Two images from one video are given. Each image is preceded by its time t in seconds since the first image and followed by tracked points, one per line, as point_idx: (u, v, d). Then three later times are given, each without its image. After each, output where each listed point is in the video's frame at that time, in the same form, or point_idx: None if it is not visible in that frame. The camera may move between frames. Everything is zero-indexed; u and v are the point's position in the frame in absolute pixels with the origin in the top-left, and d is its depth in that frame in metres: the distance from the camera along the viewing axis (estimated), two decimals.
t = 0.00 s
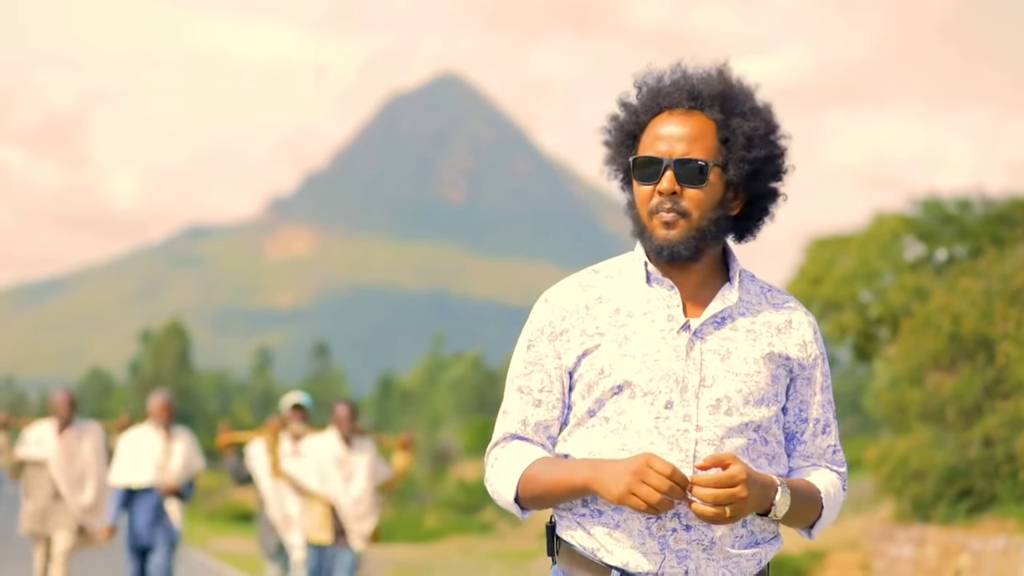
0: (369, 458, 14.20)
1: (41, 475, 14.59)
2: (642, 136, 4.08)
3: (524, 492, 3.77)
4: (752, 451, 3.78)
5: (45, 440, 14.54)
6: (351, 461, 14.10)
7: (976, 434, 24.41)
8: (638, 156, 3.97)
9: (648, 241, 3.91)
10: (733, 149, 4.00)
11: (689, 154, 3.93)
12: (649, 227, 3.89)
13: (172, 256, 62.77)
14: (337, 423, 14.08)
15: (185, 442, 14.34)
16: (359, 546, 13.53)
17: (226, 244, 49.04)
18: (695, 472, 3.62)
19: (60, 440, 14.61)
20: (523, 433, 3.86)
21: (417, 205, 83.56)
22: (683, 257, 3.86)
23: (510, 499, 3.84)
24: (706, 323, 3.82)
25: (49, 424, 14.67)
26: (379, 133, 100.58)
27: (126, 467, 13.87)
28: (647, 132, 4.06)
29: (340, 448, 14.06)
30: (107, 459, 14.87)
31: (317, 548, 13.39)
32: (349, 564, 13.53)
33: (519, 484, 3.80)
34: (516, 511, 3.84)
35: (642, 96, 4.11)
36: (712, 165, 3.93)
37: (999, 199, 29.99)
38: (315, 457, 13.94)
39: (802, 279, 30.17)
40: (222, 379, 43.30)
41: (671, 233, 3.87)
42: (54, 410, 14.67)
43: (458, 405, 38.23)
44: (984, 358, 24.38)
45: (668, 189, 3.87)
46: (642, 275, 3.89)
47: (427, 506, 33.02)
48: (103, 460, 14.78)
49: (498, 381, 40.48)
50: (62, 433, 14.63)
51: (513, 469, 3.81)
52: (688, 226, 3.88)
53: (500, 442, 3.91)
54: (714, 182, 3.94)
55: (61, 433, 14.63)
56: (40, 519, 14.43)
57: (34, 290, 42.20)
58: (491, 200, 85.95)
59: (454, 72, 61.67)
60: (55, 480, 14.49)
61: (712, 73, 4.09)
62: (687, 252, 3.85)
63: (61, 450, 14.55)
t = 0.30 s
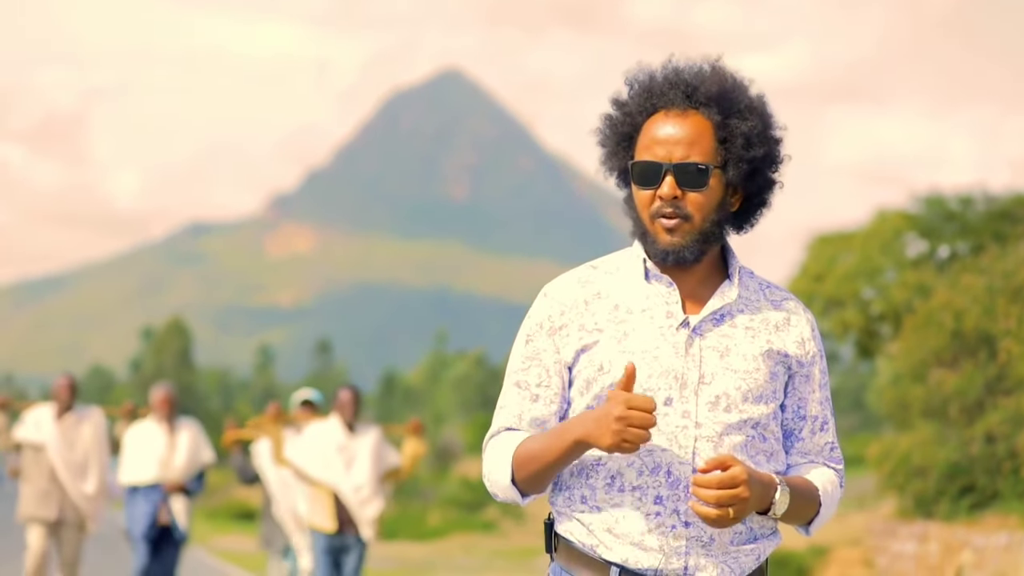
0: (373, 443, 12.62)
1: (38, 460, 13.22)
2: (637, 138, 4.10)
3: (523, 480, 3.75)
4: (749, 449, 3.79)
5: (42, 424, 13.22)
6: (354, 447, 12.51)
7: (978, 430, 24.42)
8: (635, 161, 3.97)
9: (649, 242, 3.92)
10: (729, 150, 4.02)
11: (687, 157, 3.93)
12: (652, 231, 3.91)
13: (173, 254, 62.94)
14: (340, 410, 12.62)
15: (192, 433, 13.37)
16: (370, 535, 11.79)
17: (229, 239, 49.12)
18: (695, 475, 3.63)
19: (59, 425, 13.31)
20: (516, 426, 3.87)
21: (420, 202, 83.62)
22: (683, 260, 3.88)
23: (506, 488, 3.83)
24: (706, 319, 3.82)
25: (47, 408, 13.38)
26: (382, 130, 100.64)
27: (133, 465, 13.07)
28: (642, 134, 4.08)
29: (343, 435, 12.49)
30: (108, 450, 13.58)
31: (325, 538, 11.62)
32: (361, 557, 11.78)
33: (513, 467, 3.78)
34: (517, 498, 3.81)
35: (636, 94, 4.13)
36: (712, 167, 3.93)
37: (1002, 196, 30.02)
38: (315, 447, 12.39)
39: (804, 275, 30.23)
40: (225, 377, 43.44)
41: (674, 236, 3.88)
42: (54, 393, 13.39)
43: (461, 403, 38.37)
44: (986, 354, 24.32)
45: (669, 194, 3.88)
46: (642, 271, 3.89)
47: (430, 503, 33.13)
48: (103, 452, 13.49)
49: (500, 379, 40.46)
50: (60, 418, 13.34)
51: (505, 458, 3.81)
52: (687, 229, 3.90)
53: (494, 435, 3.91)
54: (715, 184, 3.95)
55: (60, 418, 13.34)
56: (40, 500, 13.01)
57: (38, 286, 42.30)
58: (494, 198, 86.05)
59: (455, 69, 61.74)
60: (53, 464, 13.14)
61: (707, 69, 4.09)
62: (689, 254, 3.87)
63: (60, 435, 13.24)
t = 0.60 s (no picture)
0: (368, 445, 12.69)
1: (31, 468, 13.28)
2: (630, 137, 4.09)
3: (522, 475, 3.73)
4: (751, 446, 3.79)
5: (33, 432, 13.31)
6: (348, 452, 12.58)
7: (979, 429, 24.41)
8: (628, 162, 3.96)
9: (647, 243, 3.92)
10: (723, 144, 4.01)
11: (680, 155, 3.92)
12: (651, 233, 3.90)
13: (174, 252, 62.91)
14: (331, 415, 12.55)
15: (191, 429, 13.33)
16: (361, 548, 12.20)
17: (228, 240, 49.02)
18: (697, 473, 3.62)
19: (50, 430, 13.40)
20: (515, 424, 3.86)
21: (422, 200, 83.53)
22: (683, 263, 3.87)
23: (508, 481, 3.79)
24: (705, 318, 3.82)
25: (38, 414, 13.47)
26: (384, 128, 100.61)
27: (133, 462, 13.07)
28: (636, 132, 4.06)
29: (335, 442, 12.53)
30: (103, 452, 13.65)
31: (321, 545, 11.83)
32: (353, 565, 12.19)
33: (513, 462, 3.76)
34: (519, 494, 3.79)
35: (628, 91, 4.12)
36: (707, 165, 3.93)
37: (1003, 195, 29.98)
38: (307, 454, 12.50)
39: (805, 274, 30.18)
40: (224, 375, 43.37)
41: (673, 238, 3.87)
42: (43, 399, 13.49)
43: (462, 402, 38.32)
44: (987, 353, 24.25)
45: (666, 193, 3.86)
46: (641, 271, 3.88)
47: (430, 502, 33.07)
48: (97, 451, 13.59)
49: (502, 378, 40.30)
50: (51, 423, 13.43)
51: (505, 455, 3.79)
52: (685, 230, 3.89)
53: (493, 434, 3.89)
54: (711, 181, 3.94)
55: (52, 422, 13.42)
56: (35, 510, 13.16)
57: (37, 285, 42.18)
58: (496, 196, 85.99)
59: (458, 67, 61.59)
60: (46, 472, 13.22)
61: (697, 65, 4.09)
62: (689, 256, 3.86)
63: (52, 440, 13.31)
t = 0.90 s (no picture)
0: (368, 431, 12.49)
1: (26, 466, 13.38)
2: (628, 139, 4.16)
3: (523, 480, 3.80)
4: (750, 445, 3.86)
5: (29, 428, 13.34)
6: (348, 438, 12.37)
7: (980, 429, 24.46)
8: (626, 163, 4.03)
9: (646, 243, 3.99)
10: (720, 144, 4.08)
11: (678, 155, 4.00)
12: (650, 230, 3.96)
13: (176, 252, 63.17)
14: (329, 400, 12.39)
15: (192, 433, 13.34)
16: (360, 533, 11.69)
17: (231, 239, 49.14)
18: (696, 472, 3.70)
19: (47, 425, 13.42)
20: (515, 428, 3.93)
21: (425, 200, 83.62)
22: (681, 258, 3.94)
23: (508, 484, 3.86)
24: (703, 317, 3.89)
25: (36, 408, 13.50)
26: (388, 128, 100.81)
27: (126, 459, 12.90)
28: (633, 133, 4.13)
29: (334, 426, 12.33)
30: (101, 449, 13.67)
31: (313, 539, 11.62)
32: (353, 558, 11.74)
33: (513, 467, 3.83)
34: (520, 499, 3.86)
35: (625, 96, 4.19)
36: (704, 164, 4.00)
37: (1004, 196, 30.06)
38: (304, 437, 12.29)
39: (808, 275, 30.30)
40: (226, 376, 43.49)
41: (671, 236, 3.94)
42: (40, 392, 13.50)
43: (464, 403, 38.47)
44: (987, 354, 24.29)
45: (663, 193, 3.93)
46: (638, 272, 3.95)
47: (432, 502, 33.21)
48: (94, 449, 13.60)
49: (505, 377, 40.46)
50: (48, 418, 13.45)
51: (505, 458, 3.86)
52: (683, 228, 3.96)
53: (495, 437, 3.96)
54: (709, 181, 4.01)
55: (48, 418, 13.44)
56: (25, 510, 13.25)
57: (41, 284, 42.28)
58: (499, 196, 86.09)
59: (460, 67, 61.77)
60: (41, 470, 13.30)
61: (694, 67, 4.16)
62: (686, 253, 3.94)
63: (48, 436, 13.34)
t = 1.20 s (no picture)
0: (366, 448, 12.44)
1: (29, 470, 13.31)
2: (628, 139, 4.09)
3: (524, 487, 3.74)
4: (751, 446, 3.80)
5: (34, 432, 13.21)
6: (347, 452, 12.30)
7: (980, 431, 24.38)
8: (626, 164, 3.98)
9: (645, 245, 3.94)
10: (723, 147, 4.01)
11: (681, 157, 3.94)
12: (650, 230, 3.91)
13: (177, 253, 63.09)
14: (328, 408, 12.27)
15: (199, 430, 13.19)
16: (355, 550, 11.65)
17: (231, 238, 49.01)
18: (696, 472, 3.64)
19: (52, 430, 13.26)
20: (518, 432, 3.86)
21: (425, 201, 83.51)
22: (683, 258, 3.89)
23: (511, 492, 3.79)
24: (702, 320, 3.83)
25: (41, 412, 13.31)
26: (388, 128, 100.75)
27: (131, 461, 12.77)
28: (634, 134, 4.07)
29: (333, 438, 12.24)
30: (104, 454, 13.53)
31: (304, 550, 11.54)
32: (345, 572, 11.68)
33: (514, 473, 3.77)
34: (520, 505, 3.79)
35: (624, 95, 4.13)
36: (708, 166, 3.94)
37: (1005, 197, 30.00)
38: (301, 445, 12.20)
39: (808, 276, 30.24)
40: (225, 377, 43.38)
41: (673, 233, 3.89)
42: (47, 396, 13.28)
43: (463, 404, 38.38)
44: (988, 355, 24.22)
45: (666, 193, 3.88)
46: (638, 274, 3.90)
47: (431, 503, 33.14)
48: (97, 454, 13.47)
49: (505, 377, 40.40)
50: (54, 423, 13.27)
51: (507, 465, 3.80)
52: (686, 227, 3.90)
53: (495, 444, 3.91)
54: (711, 182, 3.95)
55: (53, 423, 13.27)
56: (26, 519, 13.17)
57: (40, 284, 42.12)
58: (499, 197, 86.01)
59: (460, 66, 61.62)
60: (43, 478, 13.24)
61: (696, 69, 4.09)
62: (688, 252, 3.89)
63: (52, 442, 13.20)
